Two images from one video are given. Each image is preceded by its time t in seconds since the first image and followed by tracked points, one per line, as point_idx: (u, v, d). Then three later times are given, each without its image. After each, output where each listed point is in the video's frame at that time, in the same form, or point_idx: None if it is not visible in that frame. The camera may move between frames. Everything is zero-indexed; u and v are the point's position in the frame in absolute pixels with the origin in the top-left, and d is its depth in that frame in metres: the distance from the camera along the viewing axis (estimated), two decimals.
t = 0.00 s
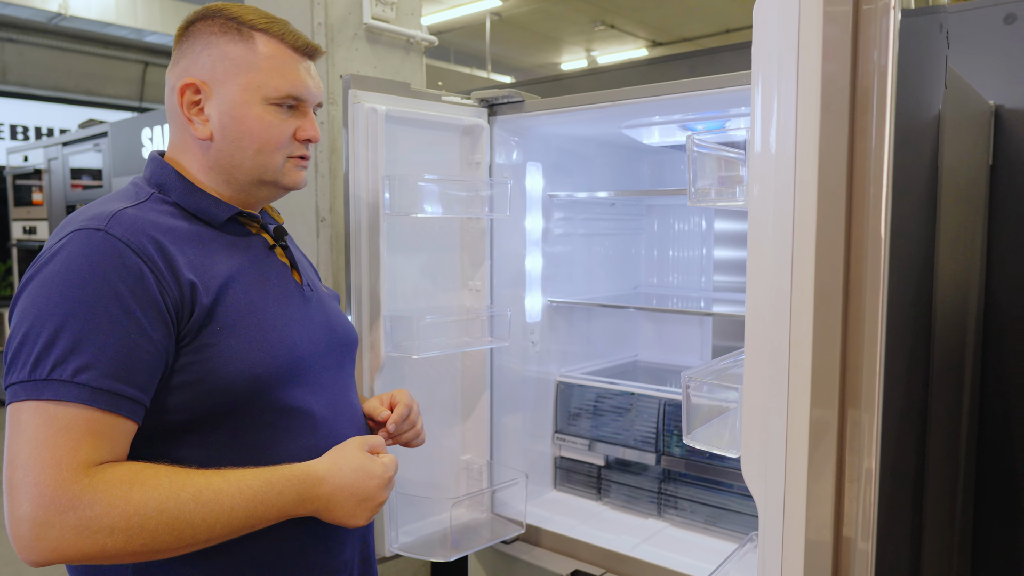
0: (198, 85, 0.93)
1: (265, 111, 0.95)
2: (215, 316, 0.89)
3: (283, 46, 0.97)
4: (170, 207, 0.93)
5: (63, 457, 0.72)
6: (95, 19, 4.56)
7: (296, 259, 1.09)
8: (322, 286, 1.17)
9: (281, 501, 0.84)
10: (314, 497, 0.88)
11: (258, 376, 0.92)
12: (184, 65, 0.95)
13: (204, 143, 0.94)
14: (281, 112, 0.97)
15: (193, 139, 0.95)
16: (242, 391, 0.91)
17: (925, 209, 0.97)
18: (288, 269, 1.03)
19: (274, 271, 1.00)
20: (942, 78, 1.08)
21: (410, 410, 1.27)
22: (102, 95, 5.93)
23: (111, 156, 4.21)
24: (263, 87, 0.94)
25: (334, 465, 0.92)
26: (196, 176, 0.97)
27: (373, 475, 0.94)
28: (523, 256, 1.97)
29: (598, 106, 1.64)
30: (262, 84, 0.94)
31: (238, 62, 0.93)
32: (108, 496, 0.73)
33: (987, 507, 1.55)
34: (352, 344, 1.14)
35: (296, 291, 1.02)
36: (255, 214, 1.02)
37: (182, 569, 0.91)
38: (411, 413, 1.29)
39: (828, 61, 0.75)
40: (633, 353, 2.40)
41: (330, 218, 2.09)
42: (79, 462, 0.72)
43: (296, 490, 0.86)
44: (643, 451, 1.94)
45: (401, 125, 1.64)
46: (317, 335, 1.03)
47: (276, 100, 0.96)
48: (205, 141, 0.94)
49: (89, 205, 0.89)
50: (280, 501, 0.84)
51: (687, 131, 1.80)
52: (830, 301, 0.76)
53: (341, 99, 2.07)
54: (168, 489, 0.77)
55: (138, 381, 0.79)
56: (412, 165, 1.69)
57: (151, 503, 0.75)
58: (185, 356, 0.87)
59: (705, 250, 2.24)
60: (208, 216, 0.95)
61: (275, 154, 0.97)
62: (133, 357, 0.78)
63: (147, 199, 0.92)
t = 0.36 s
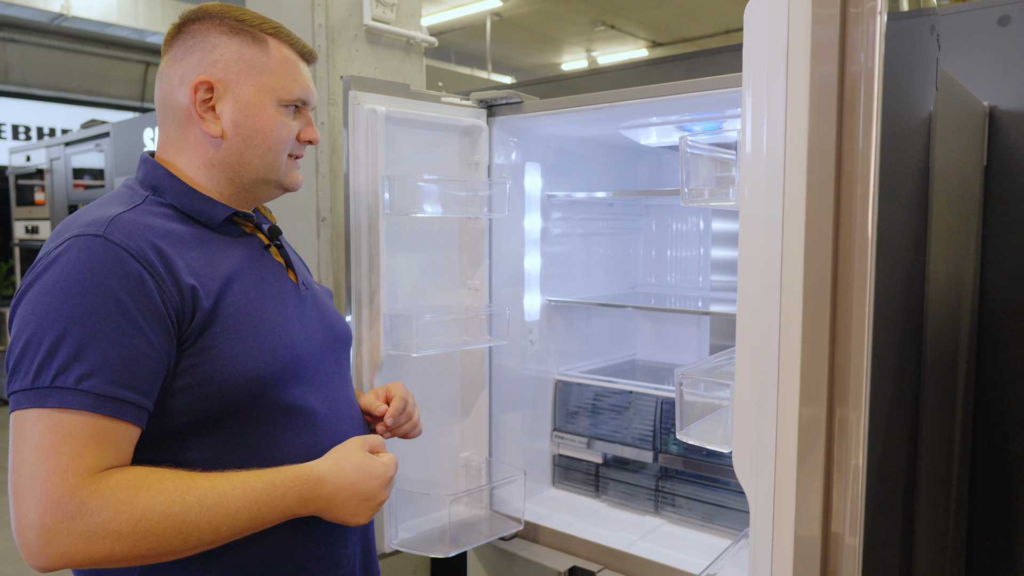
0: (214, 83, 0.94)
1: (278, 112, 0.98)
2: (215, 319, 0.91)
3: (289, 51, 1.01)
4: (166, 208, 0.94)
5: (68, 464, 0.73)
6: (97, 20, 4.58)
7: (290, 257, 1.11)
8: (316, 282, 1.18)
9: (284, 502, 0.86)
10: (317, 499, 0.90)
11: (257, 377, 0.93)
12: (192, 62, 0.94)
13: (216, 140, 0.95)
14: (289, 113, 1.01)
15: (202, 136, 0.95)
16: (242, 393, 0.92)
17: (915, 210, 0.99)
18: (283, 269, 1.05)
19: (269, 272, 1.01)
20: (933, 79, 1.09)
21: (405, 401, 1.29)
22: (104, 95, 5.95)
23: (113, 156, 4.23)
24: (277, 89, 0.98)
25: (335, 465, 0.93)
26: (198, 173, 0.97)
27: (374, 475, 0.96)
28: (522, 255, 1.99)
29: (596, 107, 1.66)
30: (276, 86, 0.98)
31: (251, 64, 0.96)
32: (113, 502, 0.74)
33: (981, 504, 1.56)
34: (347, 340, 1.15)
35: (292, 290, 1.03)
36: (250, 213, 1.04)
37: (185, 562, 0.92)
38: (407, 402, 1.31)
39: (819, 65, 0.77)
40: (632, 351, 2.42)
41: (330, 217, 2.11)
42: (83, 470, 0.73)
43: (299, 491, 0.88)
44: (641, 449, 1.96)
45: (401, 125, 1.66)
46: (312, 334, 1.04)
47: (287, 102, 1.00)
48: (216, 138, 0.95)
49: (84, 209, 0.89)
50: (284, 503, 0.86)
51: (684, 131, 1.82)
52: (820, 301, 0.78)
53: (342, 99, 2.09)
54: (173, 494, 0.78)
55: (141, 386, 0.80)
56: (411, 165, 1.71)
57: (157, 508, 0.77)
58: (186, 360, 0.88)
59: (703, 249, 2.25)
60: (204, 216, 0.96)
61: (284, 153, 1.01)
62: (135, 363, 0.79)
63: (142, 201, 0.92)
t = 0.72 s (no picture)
0: (206, 84, 0.93)
1: (270, 114, 0.98)
2: (217, 321, 0.92)
3: (283, 53, 1.02)
4: (159, 209, 0.93)
5: (78, 470, 0.73)
6: (100, 20, 4.60)
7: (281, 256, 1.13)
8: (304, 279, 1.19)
9: (294, 503, 0.87)
10: (327, 497, 0.91)
11: (259, 377, 0.94)
12: (184, 62, 0.94)
13: (207, 141, 0.95)
14: (281, 115, 1.01)
15: (192, 136, 0.95)
16: (245, 393, 0.93)
17: (912, 209, 1.00)
18: (276, 266, 1.07)
19: (263, 272, 1.02)
20: (931, 80, 1.10)
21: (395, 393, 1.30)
22: (107, 96, 5.96)
23: (116, 156, 4.24)
24: (269, 91, 0.98)
25: (341, 462, 0.95)
26: (189, 173, 0.97)
27: (380, 471, 0.98)
28: (523, 254, 2.00)
29: (597, 107, 1.67)
30: (268, 88, 0.98)
31: (244, 66, 0.96)
32: (124, 508, 0.75)
33: (980, 501, 1.57)
34: (338, 337, 1.17)
35: (286, 290, 1.04)
36: (242, 213, 1.06)
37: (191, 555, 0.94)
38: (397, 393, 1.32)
39: (817, 65, 0.78)
40: (632, 350, 2.43)
41: (332, 217, 2.12)
42: (92, 477, 0.74)
43: (308, 490, 0.89)
44: (641, 446, 1.97)
45: (403, 125, 1.68)
46: (306, 333, 1.06)
47: (279, 104, 1.00)
48: (207, 140, 0.95)
49: (79, 210, 0.89)
50: (295, 503, 0.88)
51: (684, 131, 1.83)
52: (817, 299, 0.79)
53: (344, 99, 2.10)
54: (186, 497, 0.79)
55: (149, 389, 0.80)
56: (414, 165, 1.72)
57: (170, 512, 0.78)
58: (191, 362, 0.89)
59: (704, 249, 2.26)
60: (200, 217, 0.96)
61: (274, 156, 1.01)
62: (142, 367, 0.79)
63: (136, 202, 0.92)
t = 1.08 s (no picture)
0: (173, 91, 0.85)
1: (241, 108, 0.91)
2: (214, 320, 0.89)
3: (239, 35, 0.92)
4: (135, 206, 0.87)
5: (98, 480, 0.68)
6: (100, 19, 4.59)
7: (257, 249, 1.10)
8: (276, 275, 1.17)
9: (321, 503, 0.85)
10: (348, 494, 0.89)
11: (256, 375, 0.93)
12: (139, 69, 0.84)
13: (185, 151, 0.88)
14: (250, 103, 0.94)
15: (166, 148, 0.88)
16: (242, 392, 0.92)
17: (918, 207, 0.99)
18: (256, 262, 1.05)
19: (246, 267, 0.99)
20: (936, 77, 1.10)
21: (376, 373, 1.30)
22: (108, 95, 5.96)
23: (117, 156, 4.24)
24: (237, 83, 0.90)
25: (357, 462, 0.91)
26: (167, 183, 0.90)
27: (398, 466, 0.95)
28: (525, 253, 1.99)
29: (599, 105, 1.66)
30: (235, 80, 0.90)
31: (205, 64, 0.87)
32: (147, 519, 0.70)
33: (984, 501, 1.57)
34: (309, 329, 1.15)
35: (269, 287, 1.03)
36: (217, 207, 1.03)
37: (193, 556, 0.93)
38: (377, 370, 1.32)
39: (823, 63, 0.78)
40: (634, 349, 2.43)
41: (334, 216, 2.11)
42: (110, 487, 0.69)
43: (335, 489, 0.87)
44: (644, 446, 1.97)
45: (405, 124, 1.67)
46: (291, 330, 1.05)
47: (247, 94, 0.92)
48: (182, 150, 0.88)
49: (49, 210, 0.82)
50: (316, 502, 0.85)
51: (687, 130, 1.83)
52: (824, 298, 0.79)
53: (345, 98, 2.10)
54: (213, 502, 0.76)
55: (160, 391, 0.76)
56: (415, 164, 1.71)
57: (197, 518, 0.74)
58: (194, 362, 0.87)
59: (706, 248, 2.26)
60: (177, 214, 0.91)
61: (251, 148, 0.96)
62: (151, 368, 0.75)
63: (110, 200, 0.85)
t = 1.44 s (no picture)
0: (129, 90, 0.81)
1: (205, 108, 0.87)
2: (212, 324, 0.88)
3: (205, 29, 0.88)
4: (113, 211, 0.85)
5: (145, 495, 0.66)
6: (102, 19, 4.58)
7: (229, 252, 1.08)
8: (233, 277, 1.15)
9: (342, 408, 0.86)
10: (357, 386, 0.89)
11: (253, 381, 0.93)
12: (94, 65, 0.80)
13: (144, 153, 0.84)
14: (216, 102, 0.90)
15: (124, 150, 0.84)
16: (241, 400, 0.92)
17: (928, 207, 0.98)
18: (232, 264, 1.03)
19: (227, 270, 0.98)
20: (946, 75, 1.09)
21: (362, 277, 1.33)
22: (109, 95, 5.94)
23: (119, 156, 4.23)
24: (200, 80, 0.86)
25: (351, 357, 0.91)
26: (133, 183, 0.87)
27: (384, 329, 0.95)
28: (529, 253, 1.98)
29: (604, 105, 1.65)
30: (199, 78, 0.86)
31: (165, 61, 0.83)
32: (197, 508, 0.69)
33: (992, 502, 1.56)
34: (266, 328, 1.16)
35: (250, 290, 1.03)
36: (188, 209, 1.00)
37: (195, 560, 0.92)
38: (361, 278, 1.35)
39: (834, 61, 0.77)
40: (638, 350, 2.42)
41: (337, 215, 2.10)
42: (158, 496, 0.67)
43: (348, 386, 0.88)
44: (648, 447, 1.95)
45: (409, 123, 1.66)
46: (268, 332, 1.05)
47: (213, 92, 0.88)
48: (142, 152, 0.84)
49: (27, 220, 0.76)
50: (338, 405, 0.85)
51: (692, 130, 1.82)
52: (836, 299, 0.78)
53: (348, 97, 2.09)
54: (248, 462, 0.74)
55: (192, 399, 0.76)
56: (419, 163, 1.70)
57: (244, 484, 0.73)
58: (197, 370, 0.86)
59: (710, 248, 2.25)
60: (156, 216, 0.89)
61: (219, 149, 0.92)
62: (180, 376, 0.74)
63: (86, 204, 0.81)
